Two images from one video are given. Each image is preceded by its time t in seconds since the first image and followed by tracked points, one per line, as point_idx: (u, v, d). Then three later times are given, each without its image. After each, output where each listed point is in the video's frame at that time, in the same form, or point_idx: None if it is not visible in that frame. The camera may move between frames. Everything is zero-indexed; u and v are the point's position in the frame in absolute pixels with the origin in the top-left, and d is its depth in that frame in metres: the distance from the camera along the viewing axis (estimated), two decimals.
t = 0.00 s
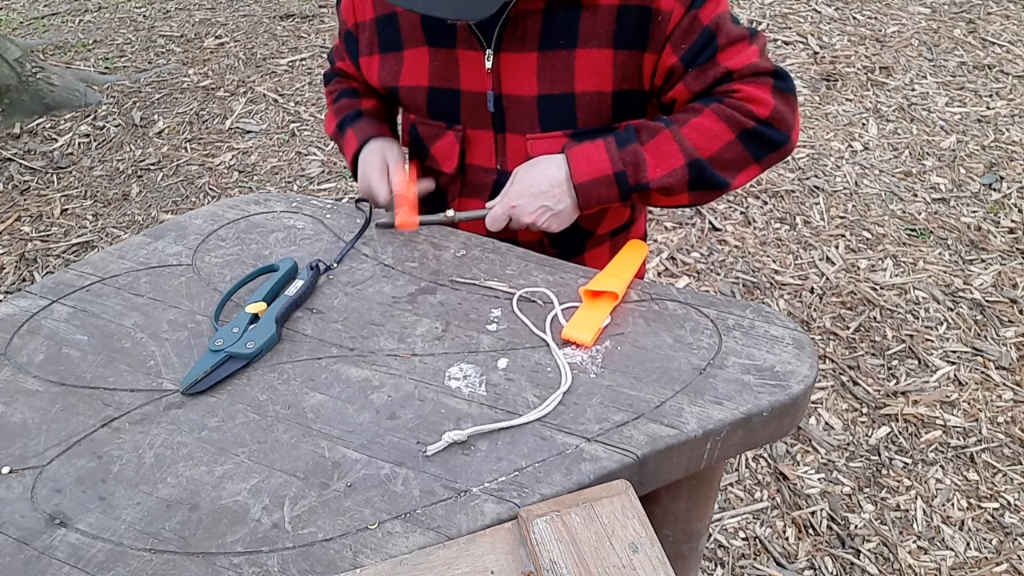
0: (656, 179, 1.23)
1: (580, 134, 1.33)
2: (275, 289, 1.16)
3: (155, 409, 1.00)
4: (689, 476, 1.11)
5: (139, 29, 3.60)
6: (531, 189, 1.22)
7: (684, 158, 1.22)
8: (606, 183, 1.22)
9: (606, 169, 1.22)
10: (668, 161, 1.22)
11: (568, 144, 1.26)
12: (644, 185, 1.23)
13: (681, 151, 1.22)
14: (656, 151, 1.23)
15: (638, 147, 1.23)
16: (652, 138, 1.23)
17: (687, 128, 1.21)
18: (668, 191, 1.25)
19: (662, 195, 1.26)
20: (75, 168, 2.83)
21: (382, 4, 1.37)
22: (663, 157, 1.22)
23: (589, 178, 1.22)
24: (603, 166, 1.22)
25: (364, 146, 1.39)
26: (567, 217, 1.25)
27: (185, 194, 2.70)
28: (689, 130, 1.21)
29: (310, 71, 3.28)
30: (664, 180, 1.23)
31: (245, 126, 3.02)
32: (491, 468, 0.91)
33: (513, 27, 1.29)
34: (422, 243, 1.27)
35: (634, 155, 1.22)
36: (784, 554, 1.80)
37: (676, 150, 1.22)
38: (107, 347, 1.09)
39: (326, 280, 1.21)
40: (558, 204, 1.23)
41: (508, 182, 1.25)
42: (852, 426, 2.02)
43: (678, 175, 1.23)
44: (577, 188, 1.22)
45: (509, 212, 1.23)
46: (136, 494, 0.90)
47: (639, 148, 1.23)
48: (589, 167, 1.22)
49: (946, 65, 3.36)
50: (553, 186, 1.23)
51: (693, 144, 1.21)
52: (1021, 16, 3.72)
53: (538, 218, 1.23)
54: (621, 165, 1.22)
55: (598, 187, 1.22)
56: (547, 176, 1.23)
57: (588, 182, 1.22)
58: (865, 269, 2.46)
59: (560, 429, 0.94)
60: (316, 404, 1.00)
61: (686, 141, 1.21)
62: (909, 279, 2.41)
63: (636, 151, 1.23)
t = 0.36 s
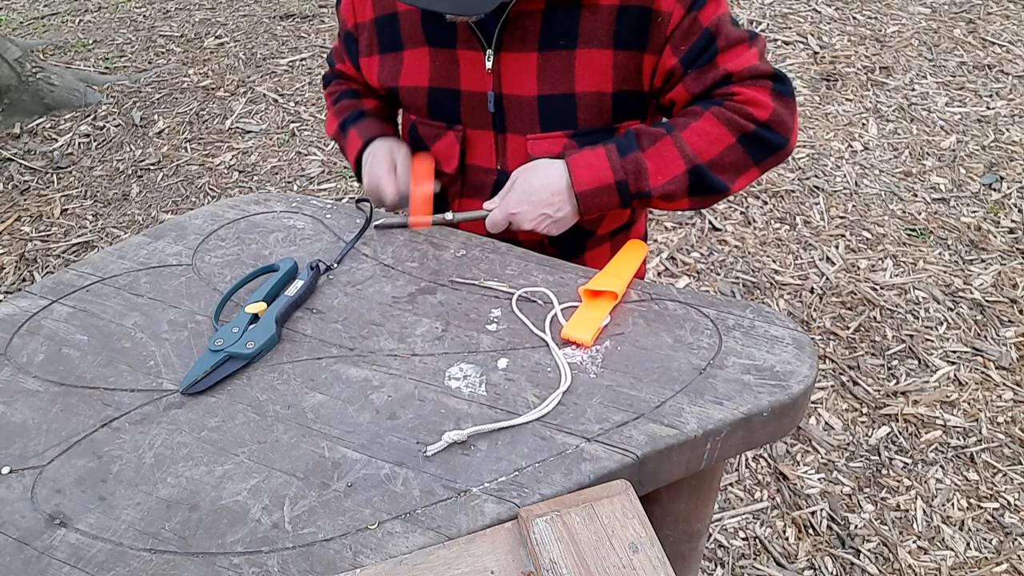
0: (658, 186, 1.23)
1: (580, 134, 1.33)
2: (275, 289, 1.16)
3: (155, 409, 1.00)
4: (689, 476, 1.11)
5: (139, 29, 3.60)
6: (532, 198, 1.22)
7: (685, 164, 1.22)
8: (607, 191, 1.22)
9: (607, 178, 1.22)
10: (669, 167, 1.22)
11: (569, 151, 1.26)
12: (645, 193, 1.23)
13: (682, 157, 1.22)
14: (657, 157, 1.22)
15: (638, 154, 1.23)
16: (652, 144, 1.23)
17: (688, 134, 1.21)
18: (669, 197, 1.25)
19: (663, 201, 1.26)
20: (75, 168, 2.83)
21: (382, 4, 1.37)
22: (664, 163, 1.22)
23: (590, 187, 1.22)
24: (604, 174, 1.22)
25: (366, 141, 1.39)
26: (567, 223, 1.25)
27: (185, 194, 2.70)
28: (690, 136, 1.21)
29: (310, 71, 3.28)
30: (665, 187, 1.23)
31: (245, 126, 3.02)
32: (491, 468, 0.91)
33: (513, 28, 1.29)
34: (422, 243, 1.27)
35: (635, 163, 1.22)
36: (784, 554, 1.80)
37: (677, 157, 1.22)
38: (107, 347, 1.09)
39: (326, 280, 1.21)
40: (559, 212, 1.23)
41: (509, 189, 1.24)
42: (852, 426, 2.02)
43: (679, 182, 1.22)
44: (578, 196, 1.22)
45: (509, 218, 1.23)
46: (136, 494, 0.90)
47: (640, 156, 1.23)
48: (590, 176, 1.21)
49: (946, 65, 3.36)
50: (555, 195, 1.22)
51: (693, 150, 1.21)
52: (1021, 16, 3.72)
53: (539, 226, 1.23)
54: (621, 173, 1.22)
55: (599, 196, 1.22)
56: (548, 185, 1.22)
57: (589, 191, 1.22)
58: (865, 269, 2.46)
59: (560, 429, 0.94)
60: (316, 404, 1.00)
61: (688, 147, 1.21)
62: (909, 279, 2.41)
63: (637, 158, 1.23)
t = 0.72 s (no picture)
0: (658, 191, 1.22)
1: (581, 136, 1.34)
2: (275, 289, 1.16)
3: (155, 409, 1.00)
4: (689, 476, 1.11)
5: (139, 29, 3.60)
6: (531, 199, 1.21)
7: (685, 170, 1.21)
8: (607, 194, 1.21)
9: (608, 181, 1.21)
10: (669, 171, 1.22)
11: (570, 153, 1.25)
12: (645, 198, 1.23)
13: (682, 162, 1.21)
14: (657, 161, 1.22)
15: (639, 158, 1.22)
16: (653, 148, 1.22)
17: (689, 138, 1.21)
18: (669, 202, 1.24)
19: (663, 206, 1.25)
20: (75, 168, 2.83)
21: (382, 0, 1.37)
22: (664, 168, 1.22)
23: (591, 190, 1.21)
24: (605, 178, 1.21)
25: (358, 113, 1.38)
26: (567, 225, 1.25)
27: (185, 194, 2.70)
28: (690, 141, 1.21)
29: (310, 71, 3.28)
30: (665, 192, 1.22)
31: (245, 126, 3.02)
32: (491, 468, 0.91)
33: (513, 29, 1.28)
34: (421, 243, 1.27)
35: (635, 167, 1.22)
36: (784, 554, 1.80)
37: (678, 161, 1.21)
38: (107, 347, 1.09)
39: (326, 280, 1.21)
40: (559, 214, 1.23)
41: (509, 190, 1.24)
42: (852, 426, 2.02)
43: (679, 187, 1.22)
44: (577, 199, 1.21)
45: (508, 219, 1.23)
46: (136, 494, 0.90)
47: (641, 160, 1.22)
48: (591, 179, 1.21)
49: (946, 65, 3.36)
50: (554, 197, 1.22)
51: (693, 155, 1.21)
52: (1021, 16, 3.71)
53: (538, 228, 1.23)
54: (622, 177, 1.21)
55: (599, 199, 1.22)
56: (548, 187, 1.22)
57: (589, 194, 1.21)
58: (865, 269, 2.46)
59: (560, 429, 0.94)
60: (316, 404, 1.00)
61: (688, 152, 1.21)
62: (909, 279, 2.41)
63: (637, 163, 1.22)
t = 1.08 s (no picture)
0: (713, 145, 1.19)
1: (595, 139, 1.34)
2: (274, 289, 1.16)
3: (155, 409, 1.00)
4: (689, 476, 1.11)
5: (139, 29, 3.60)
6: (580, 162, 1.15)
7: (738, 127, 1.19)
8: (661, 151, 1.17)
9: (660, 135, 1.17)
10: (720, 132, 1.19)
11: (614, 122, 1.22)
12: (700, 151, 1.19)
13: (734, 123, 1.19)
14: (707, 122, 1.20)
15: (689, 118, 1.20)
16: (701, 111, 1.20)
17: (736, 102, 1.20)
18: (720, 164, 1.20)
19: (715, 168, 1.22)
20: (75, 168, 2.83)
21: (378, 3, 1.36)
22: (715, 128, 1.20)
23: (644, 145, 1.17)
24: (658, 132, 1.17)
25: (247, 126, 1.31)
26: (617, 194, 1.17)
27: (185, 194, 2.70)
28: (740, 101, 1.20)
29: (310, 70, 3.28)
30: (719, 147, 1.19)
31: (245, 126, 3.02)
32: (491, 468, 0.91)
33: (529, 31, 1.29)
34: (422, 243, 1.27)
35: (687, 123, 1.19)
36: (784, 554, 1.80)
37: (728, 119, 1.20)
38: (107, 347, 1.09)
39: (326, 280, 1.21)
40: (609, 176, 1.16)
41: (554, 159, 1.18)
42: (852, 426, 2.02)
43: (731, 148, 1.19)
44: (631, 154, 1.16)
45: (556, 185, 1.15)
46: (136, 494, 0.90)
47: (691, 118, 1.20)
48: (643, 133, 1.17)
49: (946, 65, 3.36)
50: (604, 157, 1.16)
51: (743, 115, 1.20)
52: (1021, 16, 3.71)
53: (588, 192, 1.14)
54: (675, 133, 1.18)
55: (653, 155, 1.17)
56: (596, 148, 1.17)
57: (643, 148, 1.16)
58: (865, 269, 2.46)
59: (560, 429, 0.94)
60: (316, 404, 1.00)
61: (738, 111, 1.20)
62: (909, 279, 2.41)
63: (687, 120, 1.20)
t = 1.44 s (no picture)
0: (729, 141, 1.19)
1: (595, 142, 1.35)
2: (274, 289, 1.16)
3: (155, 409, 1.00)
4: (689, 476, 1.11)
5: (139, 29, 3.60)
6: (589, 162, 1.15)
7: (750, 128, 1.20)
8: (675, 148, 1.17)
9: (674, 133, 1.18)
10: (733, 132, 1.20)
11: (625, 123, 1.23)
12: (715, 148, 1.19)
13: (746, 124, 1.21)
14: (720, 123, 1.21)
15: (702, 118, 1.21)
16: (713, 111, 1.21)
17: (747, 103, 1.22)
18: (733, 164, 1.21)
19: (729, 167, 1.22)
20: (75, 168, 2.83)
21: None
22: (728, 129, 1.20)
23: (658, 142, 1.17)
24: (671, 130, 1.18)
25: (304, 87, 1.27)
26: (627, 193, 1.16)
27: (185, 194, 2.70)
28: (753, 102, 1.22)
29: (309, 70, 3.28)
30: (735, 144, 1.20)
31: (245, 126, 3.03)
32: (491, 468, 0.91)
33: (534, 31, 1.29)
34: (422, 243, 1.27)
35: (701, 121, 1.20)
36: (784, 554, 1.80)
37: (742, 118, 1.21)
38: (107, 347, 1.09)
39: (326, 279, 1.21)
40: (617, 175, 1.15)
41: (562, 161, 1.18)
42: (852, 426, 2.02)
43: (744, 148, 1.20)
44: (645, 152, 1.17)
45: (562, 185, 1.15)
46: (136, 494, 0.90)
47: (704, 117, 1.21)
48: (656, 131, 1.18)
49: (946, 65, 3.36)
50: (612, 157, 1.16)
51: (755, 115, 1.21)
52: (1021, 16, 3.71)
53: (596, 190, 1.14)
54: (688, 131, 1.19)
55: (667, 153, 1.17)
56: (605, 148, 1.17)
57: (657, 146, 1.17)
58: (865, 269, 2.46)
59: (560, 429, 0.94)
60: (316, 404, 1.00)
61: (751, 111, 1.21)
62: (909, 279, 2.41)
63: (700, 119, 1.20)
